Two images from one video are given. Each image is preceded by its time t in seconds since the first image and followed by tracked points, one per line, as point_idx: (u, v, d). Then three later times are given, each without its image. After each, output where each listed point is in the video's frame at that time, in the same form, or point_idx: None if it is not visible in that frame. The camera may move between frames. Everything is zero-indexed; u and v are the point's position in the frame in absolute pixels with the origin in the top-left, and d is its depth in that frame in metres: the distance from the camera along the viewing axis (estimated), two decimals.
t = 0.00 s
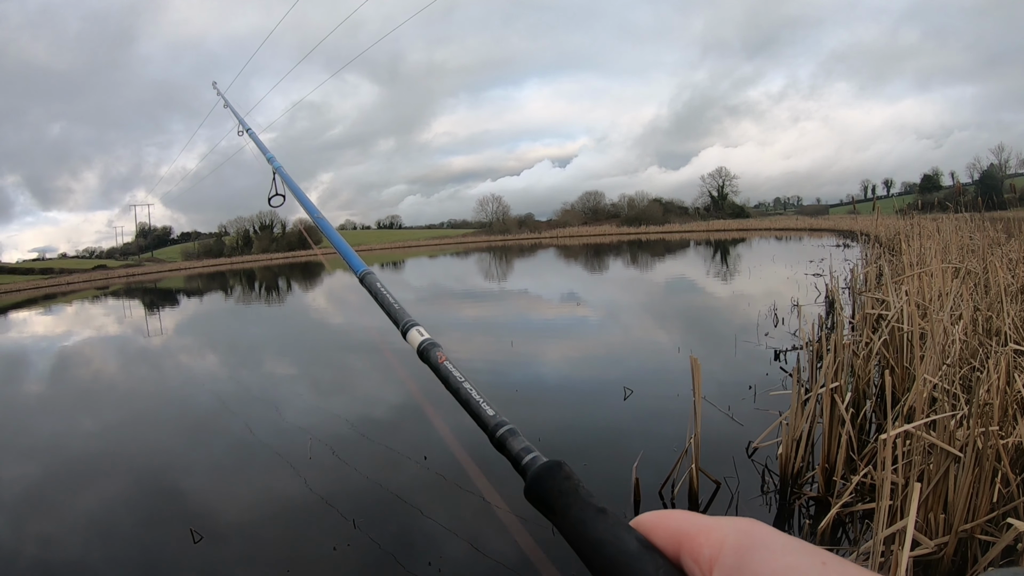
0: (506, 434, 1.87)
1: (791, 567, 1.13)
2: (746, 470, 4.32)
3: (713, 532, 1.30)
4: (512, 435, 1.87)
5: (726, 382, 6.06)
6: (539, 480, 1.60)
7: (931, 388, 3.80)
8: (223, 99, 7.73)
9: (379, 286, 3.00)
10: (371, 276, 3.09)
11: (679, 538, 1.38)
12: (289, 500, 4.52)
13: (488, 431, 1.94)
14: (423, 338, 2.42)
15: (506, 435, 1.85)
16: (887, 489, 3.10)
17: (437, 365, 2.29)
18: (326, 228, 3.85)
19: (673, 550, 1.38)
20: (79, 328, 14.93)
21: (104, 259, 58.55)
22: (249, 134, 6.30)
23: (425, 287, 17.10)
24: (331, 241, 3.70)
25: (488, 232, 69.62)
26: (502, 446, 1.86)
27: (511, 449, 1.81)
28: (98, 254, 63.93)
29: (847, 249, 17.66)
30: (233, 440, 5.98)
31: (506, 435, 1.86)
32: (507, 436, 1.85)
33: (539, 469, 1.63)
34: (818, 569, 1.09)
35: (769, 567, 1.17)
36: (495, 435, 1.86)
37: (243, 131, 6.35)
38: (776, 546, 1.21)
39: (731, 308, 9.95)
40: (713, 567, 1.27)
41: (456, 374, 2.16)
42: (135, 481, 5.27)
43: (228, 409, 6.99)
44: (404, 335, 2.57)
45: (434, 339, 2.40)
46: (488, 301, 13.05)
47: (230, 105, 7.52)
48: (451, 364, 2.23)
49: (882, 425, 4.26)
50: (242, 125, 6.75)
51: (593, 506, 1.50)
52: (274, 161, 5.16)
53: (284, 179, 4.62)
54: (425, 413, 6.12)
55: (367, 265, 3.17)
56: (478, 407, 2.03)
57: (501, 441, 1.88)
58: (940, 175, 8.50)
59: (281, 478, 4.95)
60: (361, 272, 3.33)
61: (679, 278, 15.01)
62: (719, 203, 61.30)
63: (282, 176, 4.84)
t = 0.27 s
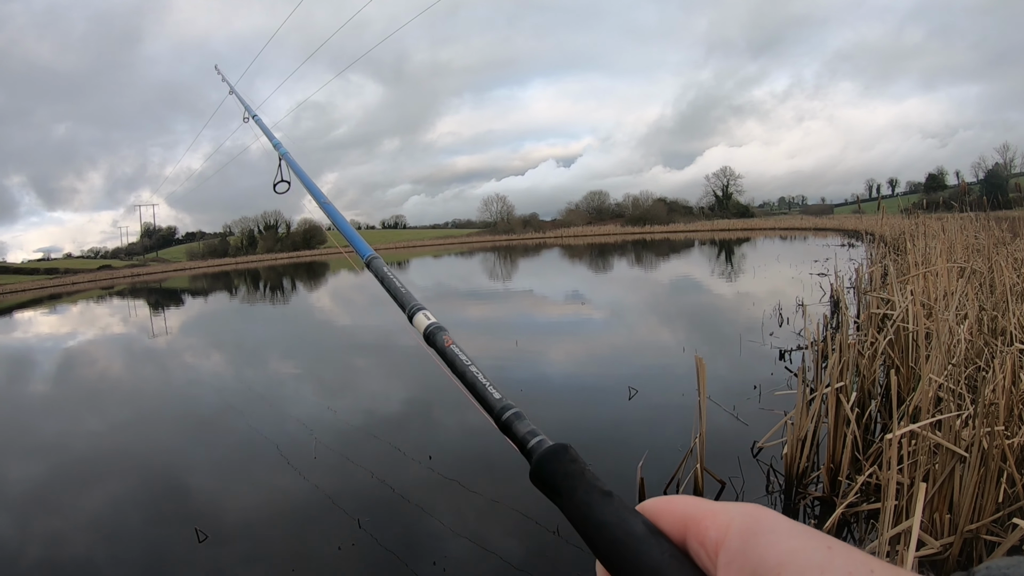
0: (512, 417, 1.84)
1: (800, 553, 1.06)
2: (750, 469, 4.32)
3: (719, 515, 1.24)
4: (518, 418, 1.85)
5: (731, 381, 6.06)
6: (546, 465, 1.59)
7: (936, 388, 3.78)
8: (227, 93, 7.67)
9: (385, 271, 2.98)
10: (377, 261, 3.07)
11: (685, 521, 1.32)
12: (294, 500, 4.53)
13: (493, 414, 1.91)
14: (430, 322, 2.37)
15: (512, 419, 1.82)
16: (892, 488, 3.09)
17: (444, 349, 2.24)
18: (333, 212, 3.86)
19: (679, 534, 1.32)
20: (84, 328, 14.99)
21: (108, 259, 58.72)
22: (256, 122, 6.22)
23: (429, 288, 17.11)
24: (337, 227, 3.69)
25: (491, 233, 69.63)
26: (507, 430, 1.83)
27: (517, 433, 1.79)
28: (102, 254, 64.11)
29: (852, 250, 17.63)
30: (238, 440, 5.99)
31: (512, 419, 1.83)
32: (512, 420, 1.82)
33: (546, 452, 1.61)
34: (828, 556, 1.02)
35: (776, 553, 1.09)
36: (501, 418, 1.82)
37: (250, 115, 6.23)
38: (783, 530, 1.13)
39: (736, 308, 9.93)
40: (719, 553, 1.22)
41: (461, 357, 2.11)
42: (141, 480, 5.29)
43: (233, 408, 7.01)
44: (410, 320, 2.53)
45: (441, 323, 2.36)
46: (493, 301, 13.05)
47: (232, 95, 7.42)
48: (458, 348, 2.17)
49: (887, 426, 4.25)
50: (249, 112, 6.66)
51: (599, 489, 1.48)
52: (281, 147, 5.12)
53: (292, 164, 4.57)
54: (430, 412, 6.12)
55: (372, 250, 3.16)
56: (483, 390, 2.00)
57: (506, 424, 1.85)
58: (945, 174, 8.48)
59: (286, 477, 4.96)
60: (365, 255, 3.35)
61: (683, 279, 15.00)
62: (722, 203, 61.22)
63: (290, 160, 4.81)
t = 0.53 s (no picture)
0: (522, 442, 1.79)
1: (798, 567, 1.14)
2: (756, 470, 4.31)
3: (720, 534, 1.29)
4: (527, 443, 1.80)
5: (736, 381, 6.05)
6: (553, 488, 1.54)
7: (941, 388, 3.77)
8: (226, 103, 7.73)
9: (398, 301, 2.97)
10: (388, 289, 3.08)
11: (686, 540, 1.35)
12: (299, 499, 4.54)
13: (503, 440, 1.87)
14: (440, 350, 2.34)
15: (521, 444, 1.77)
16: (897, 489, 3.07)
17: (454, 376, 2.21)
18: (344, 241, 3.87)
19: (680, 553, 1.35)
20: (91, 327, 15.07)
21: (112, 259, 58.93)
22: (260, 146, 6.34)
23: (433, 287, 17.12)
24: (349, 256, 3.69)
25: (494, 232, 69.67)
26: (516, 455, 1.78)
27: (526, 457, 1.74)
28: (106, 254, 64.38)
29: (857, 249, 17.57)
30: (243, 439, 6.01)
31: (522, 443, 1.78)
32: (521, 444, 1.77)
33: (554, 476, 1.56)
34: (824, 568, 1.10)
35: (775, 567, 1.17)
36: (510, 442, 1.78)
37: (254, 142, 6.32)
38: (781, 546, 1.21)
39: (741, 308, 9.91)
40: (720, 569, 1.26)
41: (471, 384, 2.08)
42: (146, 480, 5.31)
43: (238, 408, 7.03)
44: (421, 347, 2.51)
45: (452, 352, 2.32)
46: (498, 300, 13.05)
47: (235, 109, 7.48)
48: (468, 376, 2.14)
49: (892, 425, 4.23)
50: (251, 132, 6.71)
51: (605, 510, 1.45)
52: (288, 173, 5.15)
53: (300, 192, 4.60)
54: (435, 413, 6.12)
55: (384, 278, 3.16)
56: (494, 417, 1.96)
57: (516, 450, 1.80)
58: (951, 174, 8.45)
59: (291, 477, 4.96)
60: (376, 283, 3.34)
61: (689, 278, 15.00)
62: (726, 202, 61.14)
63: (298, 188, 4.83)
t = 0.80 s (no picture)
0: (505, 435, 1.80)
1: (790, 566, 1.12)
2: (758, 470, 4.30)
3: (712, 532, 1.29)
4: (511, 435, 1.81)
5: (739, 382, 6.04)
6: (537, 482, 1.55)
7: (945, 388, 3.75)
8: (223, 106, 7.75)
9: (377, 288, 2.98)
10: (369, 278, 3.07)
11: (677, 538, 1.37)
12: (303, 500, 4.55)
13: (486, 432, 1.88)
14: (421, 339, 2.36)
15: (504, 437, 1.78)
16: (899, 489, 3.07)
17: (435, 366, 2.22)
18: (325, 228, 3.87)
19: (671, 550, 1.37)
20: (96, 328, 15.13)
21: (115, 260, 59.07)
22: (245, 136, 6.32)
23: (437, 288, 17.11)
24: (330, 243, 3.70)
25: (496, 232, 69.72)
26: (499, 447, 1.79)
27: (509, 450, 1.75)
28: (109, 255, 64.51)
29: (862, 249, 17.53)
30: (247, 440, 6.02)
31: (504, 435, 1.79)
32: (504, 437, 1.78)
33: (537, 470, 1.58)
34: (816, 568, 1.08)
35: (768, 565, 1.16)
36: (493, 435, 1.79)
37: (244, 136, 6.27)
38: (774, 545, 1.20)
39: (745, 308, 9.89)
40: (712, 567, 1.26)
41: (454, 374, 2.08)
42: (150, 480, 5.33)
43: (242, 409, 7.04)
44: (403, 337, 2.52)
45: (433, 341, 2.34)
46: (502, 301, 13.04)
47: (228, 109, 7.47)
48: (449, 365, 2.15)
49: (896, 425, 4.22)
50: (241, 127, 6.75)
51: (590, 506, 1.46)
52: (273, 163, 5.18)
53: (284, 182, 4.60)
54: (439, 413, 6.13)
55: (364, 266, 3.17)
56: (476, 408, 1.97)
57: (499, 442, 1.81)
58: (955, 173, 8.42)
59: (294, 478, 4.97)
60: (357, 271, 3.33)
61: (693, 278, 15.00)
62: (730, 202, 61.11)
63: (281, 177, 4.83)
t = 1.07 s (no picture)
0: (517, 440, 1.74)
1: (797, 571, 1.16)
2: (762, 471, 4.30)
3: (717, 535, 1.29)
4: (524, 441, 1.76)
5: (743, 382, 6.03)
6: (548, 486, 1.50)
7: (947, 388, 3.74)
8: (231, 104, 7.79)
9: (393, 296, 2.97)
10: (384, 285, 3.07)
11: (682, 542, 1.35)
12: (307, 500, 4.56)
13: (498, 438, 1.83)
14: (437, 346, 2.34)
15: (516, 441, 1.73)
16: (902, 489, 3.06)
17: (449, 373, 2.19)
18: (339, 235, 3.86)
19: (676, 553, 1.36)
20: (100, 330, 15.17)
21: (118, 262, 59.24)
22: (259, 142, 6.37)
23: (440, 289, 17.12)
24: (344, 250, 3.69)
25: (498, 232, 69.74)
26: (511, 453, 1.75)
27: (521, 455, 1.71)
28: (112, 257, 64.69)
29: (865, 249, 17.51)
30: (251, 441, 6.03)
31: (517, 441, 1.74)
32: (517, 442, 1.73)
33: (548, 474, 1.53)
34: (819, 572, 1.12)
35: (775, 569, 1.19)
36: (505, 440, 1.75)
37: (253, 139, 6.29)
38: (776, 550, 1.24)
39: (748, 308, 9.88)
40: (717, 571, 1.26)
41: (468, 380, 2.07)
42: (154, 481, 5.34)
43: (246, 410, 7.05)
44: (418, 344, 2.51)
45: (448, 348, 2.31)
46: (505, 302, 13.06)
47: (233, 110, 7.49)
48: (463, 372, 2.12)
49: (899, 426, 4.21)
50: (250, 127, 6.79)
51: (602, 510, 1.42)
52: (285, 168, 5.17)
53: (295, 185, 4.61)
54: (442, 414, 6.13)
55: (379, 273, 3.17)
56: (490, 414, 1.93)
57: (511, 447, 1.76)
58: (959, 172, 8.40)
59: (298, 479, 4.98)
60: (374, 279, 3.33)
61: (696, 278, 15.01)
62: (732, 202, 61.03)
63: (295, 184, 4.83)
